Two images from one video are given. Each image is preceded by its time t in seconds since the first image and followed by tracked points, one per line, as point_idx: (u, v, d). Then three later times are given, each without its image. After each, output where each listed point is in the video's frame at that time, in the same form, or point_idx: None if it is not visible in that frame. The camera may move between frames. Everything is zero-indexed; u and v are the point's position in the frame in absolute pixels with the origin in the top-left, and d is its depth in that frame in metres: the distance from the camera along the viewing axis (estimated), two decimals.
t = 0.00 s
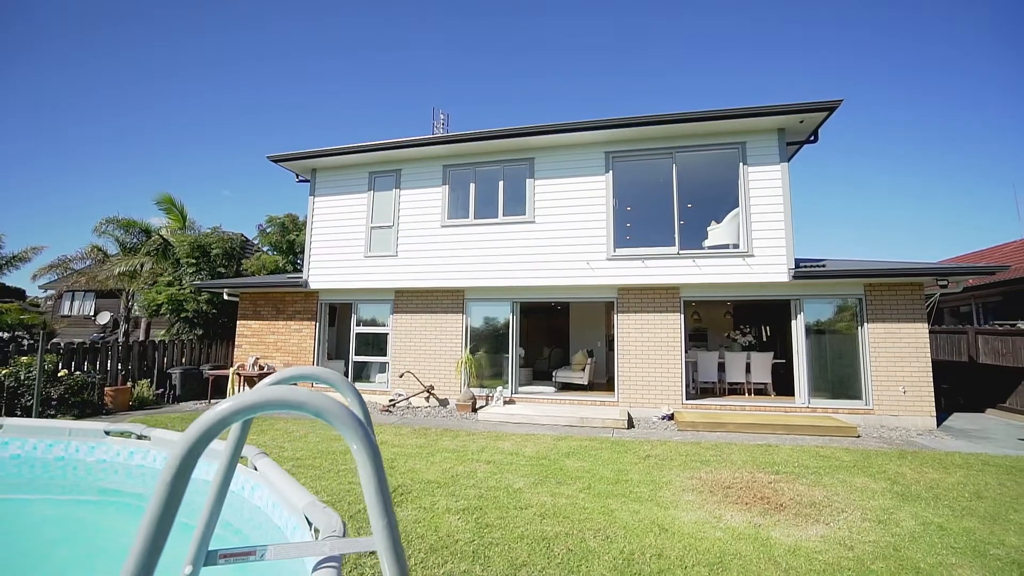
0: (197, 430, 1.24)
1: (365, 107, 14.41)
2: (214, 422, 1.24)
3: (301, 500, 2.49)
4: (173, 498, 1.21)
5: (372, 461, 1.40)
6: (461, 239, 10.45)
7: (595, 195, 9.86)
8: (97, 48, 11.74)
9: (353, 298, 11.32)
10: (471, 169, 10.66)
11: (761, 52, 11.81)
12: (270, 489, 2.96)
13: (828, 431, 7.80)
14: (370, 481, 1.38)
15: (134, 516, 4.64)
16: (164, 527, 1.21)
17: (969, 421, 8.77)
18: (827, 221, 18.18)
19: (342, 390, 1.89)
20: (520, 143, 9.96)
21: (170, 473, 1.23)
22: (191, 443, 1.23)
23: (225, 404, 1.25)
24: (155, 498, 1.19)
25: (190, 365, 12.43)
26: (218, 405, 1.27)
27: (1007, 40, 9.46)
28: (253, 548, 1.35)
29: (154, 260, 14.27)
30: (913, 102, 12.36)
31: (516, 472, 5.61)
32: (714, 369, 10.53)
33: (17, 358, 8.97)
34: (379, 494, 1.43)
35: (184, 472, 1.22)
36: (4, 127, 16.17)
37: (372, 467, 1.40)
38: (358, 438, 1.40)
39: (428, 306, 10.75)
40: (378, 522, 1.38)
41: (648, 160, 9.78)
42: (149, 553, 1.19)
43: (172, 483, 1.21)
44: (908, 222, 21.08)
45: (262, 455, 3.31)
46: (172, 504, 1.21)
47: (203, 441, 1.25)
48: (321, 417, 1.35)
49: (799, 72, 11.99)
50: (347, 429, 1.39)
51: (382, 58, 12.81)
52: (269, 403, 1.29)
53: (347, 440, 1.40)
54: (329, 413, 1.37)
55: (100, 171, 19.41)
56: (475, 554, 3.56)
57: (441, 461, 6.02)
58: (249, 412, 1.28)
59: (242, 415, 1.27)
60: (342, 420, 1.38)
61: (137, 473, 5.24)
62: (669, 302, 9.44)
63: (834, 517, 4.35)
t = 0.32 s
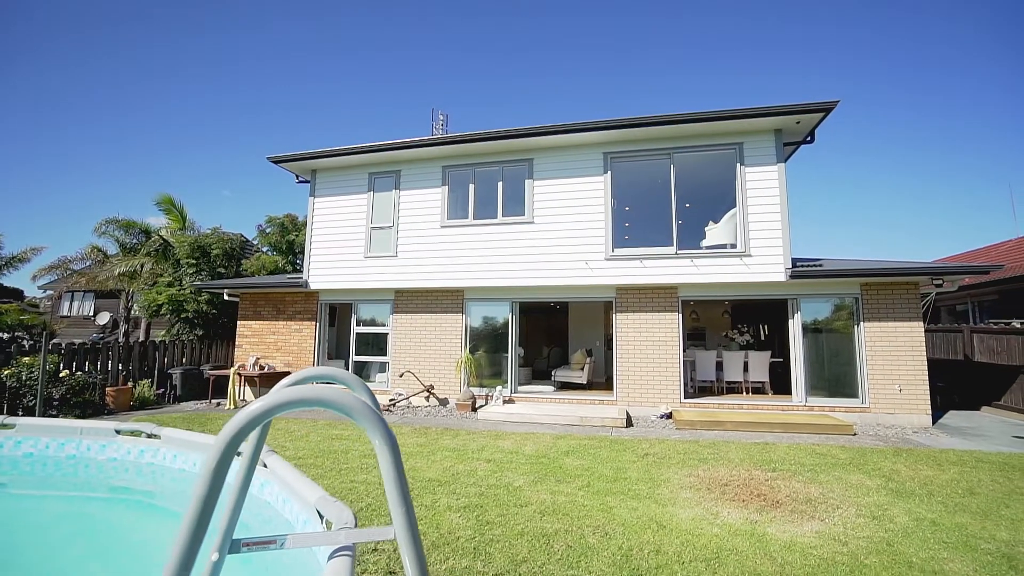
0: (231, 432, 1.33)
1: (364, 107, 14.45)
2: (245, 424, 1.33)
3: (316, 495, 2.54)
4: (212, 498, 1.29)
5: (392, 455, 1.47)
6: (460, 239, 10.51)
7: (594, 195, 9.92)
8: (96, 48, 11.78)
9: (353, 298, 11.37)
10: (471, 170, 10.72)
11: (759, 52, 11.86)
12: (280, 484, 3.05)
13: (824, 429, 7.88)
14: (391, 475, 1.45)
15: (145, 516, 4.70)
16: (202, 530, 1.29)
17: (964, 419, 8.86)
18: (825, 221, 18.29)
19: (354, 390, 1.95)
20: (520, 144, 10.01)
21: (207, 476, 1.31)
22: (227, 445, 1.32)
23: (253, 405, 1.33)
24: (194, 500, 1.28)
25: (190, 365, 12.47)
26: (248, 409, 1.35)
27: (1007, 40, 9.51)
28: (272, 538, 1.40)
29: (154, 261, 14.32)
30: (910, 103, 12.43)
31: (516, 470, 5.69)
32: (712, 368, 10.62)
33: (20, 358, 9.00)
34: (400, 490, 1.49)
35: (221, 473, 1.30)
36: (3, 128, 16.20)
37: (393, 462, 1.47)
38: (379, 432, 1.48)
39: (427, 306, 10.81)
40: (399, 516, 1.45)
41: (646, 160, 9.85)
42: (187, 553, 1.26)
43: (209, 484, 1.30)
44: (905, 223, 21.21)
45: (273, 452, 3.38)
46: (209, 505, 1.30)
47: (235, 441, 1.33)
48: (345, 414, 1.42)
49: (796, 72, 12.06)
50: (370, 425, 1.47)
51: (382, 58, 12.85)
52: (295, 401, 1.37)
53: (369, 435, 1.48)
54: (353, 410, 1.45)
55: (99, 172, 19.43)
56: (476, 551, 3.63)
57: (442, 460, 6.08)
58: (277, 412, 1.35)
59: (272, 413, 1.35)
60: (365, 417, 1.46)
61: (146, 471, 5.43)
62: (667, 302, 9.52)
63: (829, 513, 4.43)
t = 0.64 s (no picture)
0: (255, 431, 1.38)
1: (364, 107, 14.48)
2: (268, 421, 1.38)
3: (325, 491, 2.71)
4: (237, 497, 1.34)
5: (406, 449, 1.51)
6: (460, 239, 10.56)
7: (592, 196, 9.98)
8: (96, 48, 11.80)
9: (353, 298, 11.43)
10: (470, 170, 10.77)
11: (757, 52, 11.92)
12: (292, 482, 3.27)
13: (821, 428, 7.95)
14: (405, 469, 1.49)
15: (150, 510, 4.91)
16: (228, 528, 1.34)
17: (959, 417, 8.94)
18: (822, 220, 18.38)
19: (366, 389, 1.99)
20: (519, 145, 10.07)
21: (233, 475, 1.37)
22: (249, 444, 1.37)
23: (274, 403, 1.38)
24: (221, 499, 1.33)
25: (191, 365, 12.52)
26: (269, 407, 1.40)
27: (1007, 40, 9.49)
28: (288, 528, 1.46)
29: (154, 261, 14.37)
30: (908, 103, 12.49)
31: (516, 468, 5.75)
32: (710, 367, 10.70)
33: (21, 359, 9.04)
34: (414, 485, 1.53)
35: (245, 470, 1.36)
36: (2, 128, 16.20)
37: (406, 456, 1.51)
38: (392, 426, 1.52)
39: (427, 306, 10.86)
40: (414, 509, 1.50)
41: (644, 161, 9.91)
42: (214, 546, 1.31)
43: (235, 480, 1.36)
44: (902, 223, 21.33)
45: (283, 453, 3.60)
46: (235, 500, 1.35)
47: (258, 439, 1.38)
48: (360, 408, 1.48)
49: (794, 72, 12.12)
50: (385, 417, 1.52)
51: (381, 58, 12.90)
52: (312, 397, 1.42)
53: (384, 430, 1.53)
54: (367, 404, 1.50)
55: (98, 172, 19.45)
56: (477, 547, 3.69)
57: (443, 458, 6.14)
58: (296, 409, 1.40)
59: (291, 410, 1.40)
60: (379, 410, 1.51)
61: (154, 469, 5.65)
62: (665, 301, 9.59)
63: (824, 509, 4.50)
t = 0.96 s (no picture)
0: (280, 427, 1.45)
1: (364, 106, 14.52)
2: (291, 419, 1.44)
3: (336, 485, 2.88)
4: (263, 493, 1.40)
5: (422, 444, 1.56)
6: (460, 239, 10.61)
7: (591, 196, 10.04)
8: (97, 48, 11.82)
9: (353, 298, 11.48)
10: (469, 171, 10.81)
11: (756, 52, 11.98)
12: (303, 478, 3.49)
13: (818, 426, 8.02)
14: (422, 464, 1.55)
15: (159, 505, 5.01)
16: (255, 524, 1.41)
17: (955, 416, 9.02)
18: (820, 220, 18.48)
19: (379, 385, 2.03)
20: (518, 145, 10.12)
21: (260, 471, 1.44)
22: (275, 440, 1.43)
23: (296, 400, 1.43)
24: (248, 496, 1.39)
25: (191, 365, 12.56)
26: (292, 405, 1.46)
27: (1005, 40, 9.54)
28: (305, 517, 1.55)
29: (155, 261, 14.42)
30: (905, 104, 12.56)
31: (516, 466, 5.82)
32: (708, 366, 10.78)
33: (22, 359, 9.09)
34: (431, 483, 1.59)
35: (269, 471, 1.40)
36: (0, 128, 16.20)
37: (423, 451, 1.56)
38: (408, 420, 1.57)
39: (427, 306, 10.92)
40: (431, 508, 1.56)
41: (643, 161, 9.96)
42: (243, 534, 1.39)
43: (260, 476, 1.41)
44: (899, 223, 21.45)
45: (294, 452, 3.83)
46: (261, 494, 1.41)
47: (281, 435, 1.44)
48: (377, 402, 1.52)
49: (792, 72, 12.19)
50: (400, 411, 1.57)
51: (382, 58, 12.94)
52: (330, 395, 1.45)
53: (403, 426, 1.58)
54: (383, 398, 1.55)
55: (97, 172, 19.45)
56: (478, 543, 3.75)
57: (443, 456, 6.21)
58: (315, 408, 1.45)
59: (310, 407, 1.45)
60: (395, 403, 1.56)
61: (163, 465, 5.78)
62: (663, 300, 9.66)
63: (819, 506, 4.57)
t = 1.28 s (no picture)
0: (303, 420, 1.51)
1: (365, 106, 14.58)
2: (312, 412, 1.50)
3: (346, 478, 3.04)
4: (288, 488, 1.44)
5: (437, 434, 1.63)
6: (460, 239, 10.66)
7: (591, 197, 10.10)
8: (98, 48, 11.84)
9: (353, 298, 11.53)
10: (469, 171, 10.87)
11: (755, 53, 12.05)
12: (312, 472, 3.65)
13: (815, 424, 8.11)
14: (437, 454, 1.60)
15: (170, 500, 5.11)
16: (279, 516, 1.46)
17: (950, 414, 9.12)
18: (817, 220, 18.58)
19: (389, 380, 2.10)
20: (519, 145, 10.18)
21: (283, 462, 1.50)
22: (298, 432, 1.49)
23: (320, 392, 1.50)
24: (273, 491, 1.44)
25: (192, 365, 12.58)
26: (311, 397, 1.53)
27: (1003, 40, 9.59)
28: (322, 504, 1.61)
29: (155, 261, 14.48)
30: (903, 105, 12.63)
31: (517, 464, 5.89)
32: (706, 365, 10.85)
33: (24, 359, 9.13)
34: (444, 471, 1.65)
35: (293, 464, 1.46)
36: None
37: (437, 441, 1.63)
38: (424, 411, 1.63)
39: (427, 305, 10.98)
40: (445, 495, 1.62)
41: (642, 161, 10.03)
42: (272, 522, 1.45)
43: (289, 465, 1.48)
44: (898, 223, 21.54)
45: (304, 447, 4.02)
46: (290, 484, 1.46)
47: (308, 427, 1.51)
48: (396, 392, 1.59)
49: (791, 72, 12.26)
50: (417, 402, 1.63)
51: (383, 58, 12.97)
52: (352, 386, 1.52)
53: (418, 414, 1.64)
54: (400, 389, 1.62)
55: (96, 173, 19.45)
56: (479, 538, 3.82)
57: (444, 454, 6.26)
58: (334, 400, 1.51)
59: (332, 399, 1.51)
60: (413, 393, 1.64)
61: (174, 461, 5.88)
62: (662, 300, 9.74)
63: (815, 501, 4.65)
